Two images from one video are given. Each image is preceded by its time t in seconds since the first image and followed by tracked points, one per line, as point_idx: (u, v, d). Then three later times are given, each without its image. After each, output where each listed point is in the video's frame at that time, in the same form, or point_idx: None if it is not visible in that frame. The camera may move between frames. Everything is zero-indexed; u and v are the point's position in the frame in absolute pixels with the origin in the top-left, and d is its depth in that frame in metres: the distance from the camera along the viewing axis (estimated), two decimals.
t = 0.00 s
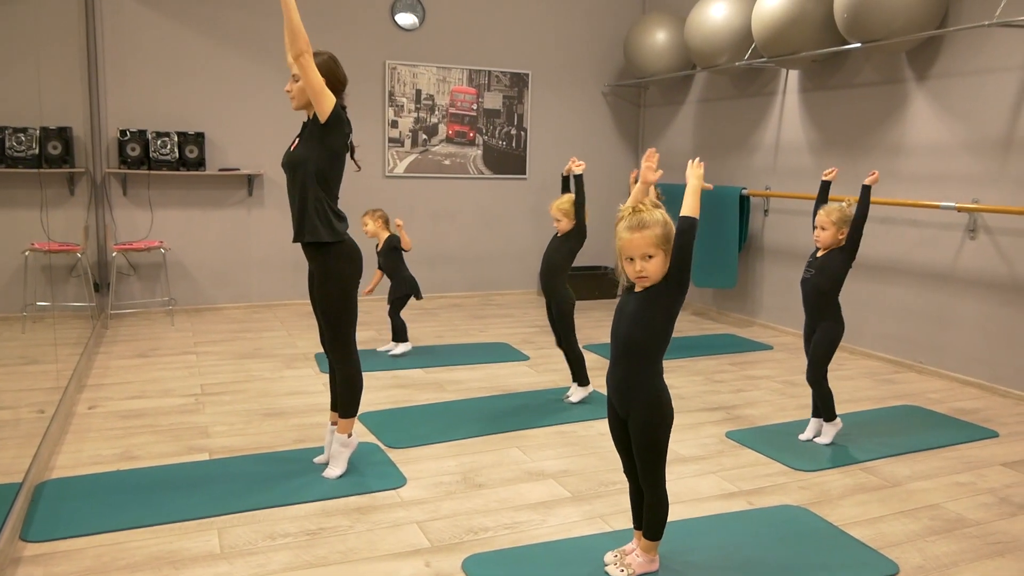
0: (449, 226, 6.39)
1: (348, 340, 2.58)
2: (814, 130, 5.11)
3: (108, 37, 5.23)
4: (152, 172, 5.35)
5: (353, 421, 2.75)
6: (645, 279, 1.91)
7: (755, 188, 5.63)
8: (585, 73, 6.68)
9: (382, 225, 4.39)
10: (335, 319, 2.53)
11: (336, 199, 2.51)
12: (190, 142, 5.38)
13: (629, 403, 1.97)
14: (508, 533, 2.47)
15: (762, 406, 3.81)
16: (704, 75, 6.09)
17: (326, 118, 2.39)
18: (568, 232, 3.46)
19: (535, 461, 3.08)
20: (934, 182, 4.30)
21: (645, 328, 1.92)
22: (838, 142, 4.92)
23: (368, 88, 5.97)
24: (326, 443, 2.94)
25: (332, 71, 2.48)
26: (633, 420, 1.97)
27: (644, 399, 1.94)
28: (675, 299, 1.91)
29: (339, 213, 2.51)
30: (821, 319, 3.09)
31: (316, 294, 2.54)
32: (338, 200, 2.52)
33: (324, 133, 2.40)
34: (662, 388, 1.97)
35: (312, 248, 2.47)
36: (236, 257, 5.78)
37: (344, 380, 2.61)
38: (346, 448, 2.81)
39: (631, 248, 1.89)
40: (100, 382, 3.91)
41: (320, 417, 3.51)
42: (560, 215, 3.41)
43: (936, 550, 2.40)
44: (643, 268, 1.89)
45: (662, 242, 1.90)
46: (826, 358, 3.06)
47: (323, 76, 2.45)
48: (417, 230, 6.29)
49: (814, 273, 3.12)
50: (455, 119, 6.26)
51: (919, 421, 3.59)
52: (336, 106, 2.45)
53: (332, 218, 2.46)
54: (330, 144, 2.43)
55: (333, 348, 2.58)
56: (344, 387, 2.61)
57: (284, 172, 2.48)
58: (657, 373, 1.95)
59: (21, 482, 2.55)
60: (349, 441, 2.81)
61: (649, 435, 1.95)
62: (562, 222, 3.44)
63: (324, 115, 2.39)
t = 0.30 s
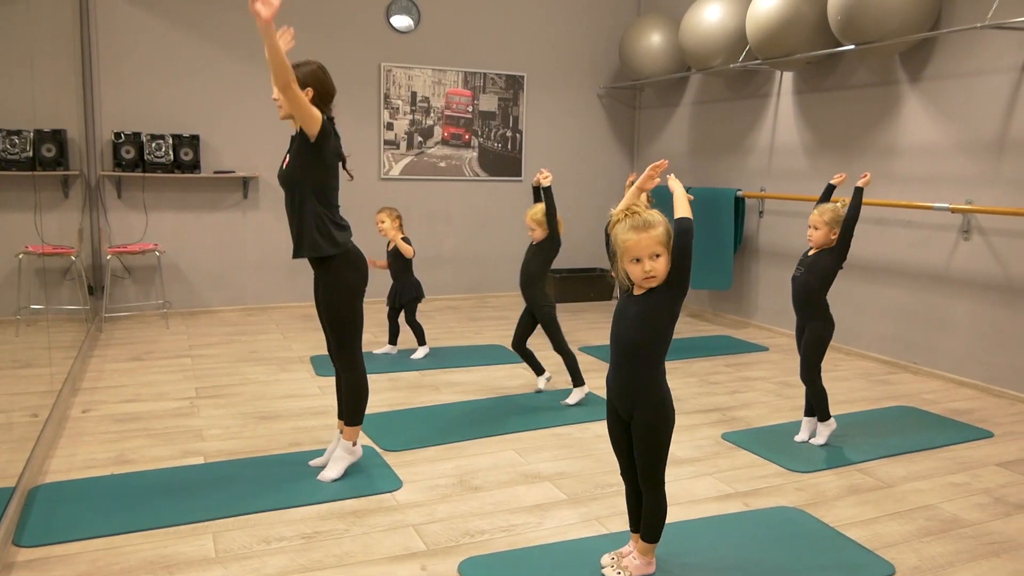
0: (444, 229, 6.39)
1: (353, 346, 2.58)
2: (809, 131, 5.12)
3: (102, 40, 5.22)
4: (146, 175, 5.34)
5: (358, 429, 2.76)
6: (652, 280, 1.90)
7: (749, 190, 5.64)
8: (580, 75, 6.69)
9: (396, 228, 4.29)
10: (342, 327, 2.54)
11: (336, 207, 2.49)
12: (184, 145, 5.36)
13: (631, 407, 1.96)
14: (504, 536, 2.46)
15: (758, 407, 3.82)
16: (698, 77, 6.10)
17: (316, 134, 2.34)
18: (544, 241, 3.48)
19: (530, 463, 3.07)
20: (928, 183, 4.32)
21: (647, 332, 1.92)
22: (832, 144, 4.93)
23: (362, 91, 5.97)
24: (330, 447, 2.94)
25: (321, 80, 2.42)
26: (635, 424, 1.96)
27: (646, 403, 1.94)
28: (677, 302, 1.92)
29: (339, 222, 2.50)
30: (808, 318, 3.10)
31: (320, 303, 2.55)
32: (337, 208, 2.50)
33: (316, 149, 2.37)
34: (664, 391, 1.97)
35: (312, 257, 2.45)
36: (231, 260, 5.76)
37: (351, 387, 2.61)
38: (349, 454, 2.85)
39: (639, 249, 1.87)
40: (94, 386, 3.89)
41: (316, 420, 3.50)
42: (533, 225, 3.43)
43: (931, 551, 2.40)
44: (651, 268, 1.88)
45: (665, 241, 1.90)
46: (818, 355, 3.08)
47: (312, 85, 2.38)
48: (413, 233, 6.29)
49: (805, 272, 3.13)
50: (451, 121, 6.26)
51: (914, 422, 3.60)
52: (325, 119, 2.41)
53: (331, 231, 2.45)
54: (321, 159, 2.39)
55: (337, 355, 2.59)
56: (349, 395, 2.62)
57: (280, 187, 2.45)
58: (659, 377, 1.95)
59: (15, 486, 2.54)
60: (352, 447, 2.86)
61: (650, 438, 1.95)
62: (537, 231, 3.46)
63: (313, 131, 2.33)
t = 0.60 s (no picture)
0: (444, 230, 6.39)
1: (374, 357, 2.60)
2: (808, 134, 5.12)
3: (101, 41, 5.22)
4: (146, 176, 5.34)
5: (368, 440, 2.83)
6: (656, 277, 1.89)
7: (748, 193, 5.64)
8: (579, 77, 6.70)
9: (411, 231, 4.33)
10: (366, 340, 2.55)
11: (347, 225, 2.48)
12: (184, 146, 5.36)
13: (632, 410, 1.96)
14: (503, 538, 2.46)
15: (756, 410, 3.82)
16: (697, 80, 6.11)
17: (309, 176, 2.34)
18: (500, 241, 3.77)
19: (528, 465, 3.07)
20: (927, 186, 4.32)
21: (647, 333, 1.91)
22: (831, 146, 4.93)
23: (361, 93, 5.98)
24: (337, 451, 2.96)
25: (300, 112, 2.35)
26: (636, 427, 1.96)
27: (647, 406, 1.94)
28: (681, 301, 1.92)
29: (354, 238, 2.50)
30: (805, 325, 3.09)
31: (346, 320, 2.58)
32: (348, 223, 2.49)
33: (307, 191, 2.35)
34: (664, 393, 1.96)
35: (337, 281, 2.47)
36: (230, 261, 5.77)
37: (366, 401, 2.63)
38: (357, 466, 2.88)
39: (645, 244, 1.88)
40: (92, 387, 3.89)
41: (314, 422, 3.51)
42: (498, 223, 3.72)
43: (929, 554, 2.40)
44: (656, 264, 1.88)
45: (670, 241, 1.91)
46: (815, 355, 3.07)
47: (290, 118, 2.32)
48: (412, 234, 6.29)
49: (798, 277, 3.13)
50: (449, 123, 6.26)
51: (913, 425, 3.59)
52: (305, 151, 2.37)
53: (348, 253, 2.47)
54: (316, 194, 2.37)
55: (357, 368, 2.61)
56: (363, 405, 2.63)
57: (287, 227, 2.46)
58: (661, 381, 1.95)
59: (13, 487, 2.54)
60: (361, 459, 2.89)
61: (652, 441, 1.95)
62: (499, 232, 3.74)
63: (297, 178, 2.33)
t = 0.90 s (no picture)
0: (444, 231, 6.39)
1: (392, 363, 2.62)
2: (808, 136, 5.13)
3: (102, 42, 5.22)
4: (145, 176, 5.34)
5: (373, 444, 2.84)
6: (665, 273, 1.88)
7: (747, 195, 5.64)
8: (579, 78, 6.70)
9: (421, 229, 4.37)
10: (388, 345, 2.59)
11: (364, 248, 2.50)
12: (183, 146, 5.36)
13: (633, 411, 1.96)
14: (502, 540, 2.46)
15: (755, 412, 3.82)
16: (697, 82, 6.11)
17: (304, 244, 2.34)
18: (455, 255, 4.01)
19: (528, 467, 3.07)
20: (927, 189, 4.32)
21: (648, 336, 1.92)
22: (831, 149, 4.94)
23: (361, 94, 5.98)
24: (339, 452, 2.97)
25: (273, 170, 2.34)
26: (637, 429, 1.96)
27: (648, 408, 1.94)
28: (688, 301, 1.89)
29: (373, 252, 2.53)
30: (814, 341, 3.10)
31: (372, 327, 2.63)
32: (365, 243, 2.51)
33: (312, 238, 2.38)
34: (665, 395, 1.95)
35: (370, 292, 2.54)
36: (230, 262, 5.77)
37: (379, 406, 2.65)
38: (358, 469, 2.88)
39: (655, 239, 1.88)
40: (92, 388, 3.89)
41: (313, 423, 3.50)
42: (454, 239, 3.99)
43: (929, 557, 2.40)
44: (665, 260, 1.87)
45: (678, 241, 1.91)
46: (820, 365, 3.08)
47: (265, 178, 2.32)
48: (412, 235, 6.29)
49: (794, 299, 3.16)
50: (449, 125, 6.26)
51: (912, 428, 3.60)
52: (286, 205, 2.38)
53: (378, 270, 2.53)
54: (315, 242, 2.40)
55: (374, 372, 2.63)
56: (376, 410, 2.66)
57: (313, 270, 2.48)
58: (663, 384, 1.95)
59: (12, 488, 2.54)
60: (362, 463, 2.89)
61: (651, 442, 1.94)
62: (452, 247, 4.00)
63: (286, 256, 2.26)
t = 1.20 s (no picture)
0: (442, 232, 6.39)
1: (398, 367, 2.62)
2: (806, 137, 5.13)
3: (100, 43, 5.22)
4: (144, 177, 5.34)
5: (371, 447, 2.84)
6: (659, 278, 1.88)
7: (746, 196, 5.65)
8: (578, 80, 6.70)
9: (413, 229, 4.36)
10: (394, 349, 2.60)
11: (365, 265, 2.49)
12: (182, 148, 5.36)
13: (631, 411, 1.96)
14: (500, 542, 2.46)
15: (754, 414, 3.82)
16: (696, 83, 6.12)
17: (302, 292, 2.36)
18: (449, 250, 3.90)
19: (527, 468, 3.07)
20: (925, 191, 4.32)
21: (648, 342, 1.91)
22: (830, 150, 4.94)
23: (360, 95, 5.98)
24: (337, 454, 2.97)
25: (261, 219, 2.30)
26: (635, 429, 1.97)
27: (646, 409, 1.94)
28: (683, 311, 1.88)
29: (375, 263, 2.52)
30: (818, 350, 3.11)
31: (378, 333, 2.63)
32: (365, 259, 2.50)
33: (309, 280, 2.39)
34: (664, 397, 1.95)
35: (378, 299, 2.54)
36: (228, 263, 5.76)
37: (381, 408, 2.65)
38: (357, 471, 2.88)
39: (650, 244, 1.88)
40: (90, 389, 3.89)
41: (312, 425, 3.50)
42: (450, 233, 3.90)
43: (927, 559, 2.40)
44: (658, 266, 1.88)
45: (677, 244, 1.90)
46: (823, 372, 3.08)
47: (253, 232, 2.28)
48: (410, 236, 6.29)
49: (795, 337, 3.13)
50: (448, 126, 6.26)
51: (910, 429, 3.60)
52: (280, 250, 2.36)
53: (382, 280, 2.53)
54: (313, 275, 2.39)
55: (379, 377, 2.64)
56: (379, 413, 2.66)
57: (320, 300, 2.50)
58: (662, 386, 1.95)
59: (10, 490, 2.54)
60: (361, 464, 2.89)
61: (649, 443, 1.94)
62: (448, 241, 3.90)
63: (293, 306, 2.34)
